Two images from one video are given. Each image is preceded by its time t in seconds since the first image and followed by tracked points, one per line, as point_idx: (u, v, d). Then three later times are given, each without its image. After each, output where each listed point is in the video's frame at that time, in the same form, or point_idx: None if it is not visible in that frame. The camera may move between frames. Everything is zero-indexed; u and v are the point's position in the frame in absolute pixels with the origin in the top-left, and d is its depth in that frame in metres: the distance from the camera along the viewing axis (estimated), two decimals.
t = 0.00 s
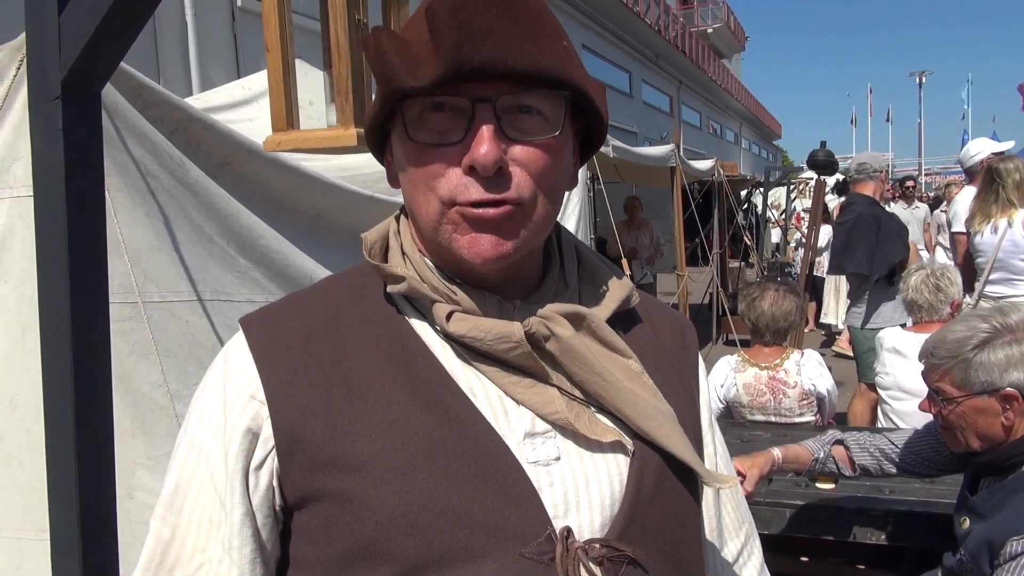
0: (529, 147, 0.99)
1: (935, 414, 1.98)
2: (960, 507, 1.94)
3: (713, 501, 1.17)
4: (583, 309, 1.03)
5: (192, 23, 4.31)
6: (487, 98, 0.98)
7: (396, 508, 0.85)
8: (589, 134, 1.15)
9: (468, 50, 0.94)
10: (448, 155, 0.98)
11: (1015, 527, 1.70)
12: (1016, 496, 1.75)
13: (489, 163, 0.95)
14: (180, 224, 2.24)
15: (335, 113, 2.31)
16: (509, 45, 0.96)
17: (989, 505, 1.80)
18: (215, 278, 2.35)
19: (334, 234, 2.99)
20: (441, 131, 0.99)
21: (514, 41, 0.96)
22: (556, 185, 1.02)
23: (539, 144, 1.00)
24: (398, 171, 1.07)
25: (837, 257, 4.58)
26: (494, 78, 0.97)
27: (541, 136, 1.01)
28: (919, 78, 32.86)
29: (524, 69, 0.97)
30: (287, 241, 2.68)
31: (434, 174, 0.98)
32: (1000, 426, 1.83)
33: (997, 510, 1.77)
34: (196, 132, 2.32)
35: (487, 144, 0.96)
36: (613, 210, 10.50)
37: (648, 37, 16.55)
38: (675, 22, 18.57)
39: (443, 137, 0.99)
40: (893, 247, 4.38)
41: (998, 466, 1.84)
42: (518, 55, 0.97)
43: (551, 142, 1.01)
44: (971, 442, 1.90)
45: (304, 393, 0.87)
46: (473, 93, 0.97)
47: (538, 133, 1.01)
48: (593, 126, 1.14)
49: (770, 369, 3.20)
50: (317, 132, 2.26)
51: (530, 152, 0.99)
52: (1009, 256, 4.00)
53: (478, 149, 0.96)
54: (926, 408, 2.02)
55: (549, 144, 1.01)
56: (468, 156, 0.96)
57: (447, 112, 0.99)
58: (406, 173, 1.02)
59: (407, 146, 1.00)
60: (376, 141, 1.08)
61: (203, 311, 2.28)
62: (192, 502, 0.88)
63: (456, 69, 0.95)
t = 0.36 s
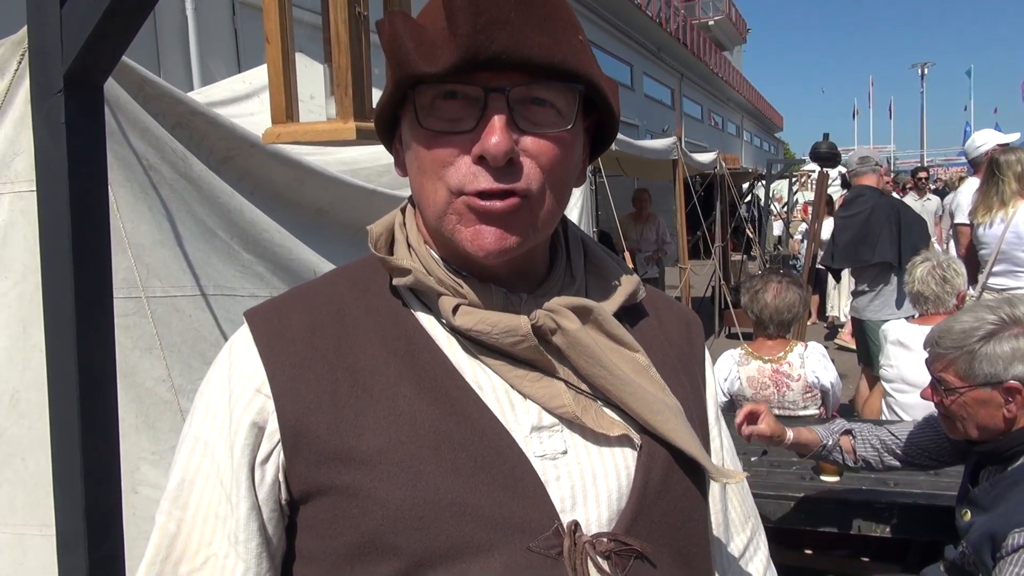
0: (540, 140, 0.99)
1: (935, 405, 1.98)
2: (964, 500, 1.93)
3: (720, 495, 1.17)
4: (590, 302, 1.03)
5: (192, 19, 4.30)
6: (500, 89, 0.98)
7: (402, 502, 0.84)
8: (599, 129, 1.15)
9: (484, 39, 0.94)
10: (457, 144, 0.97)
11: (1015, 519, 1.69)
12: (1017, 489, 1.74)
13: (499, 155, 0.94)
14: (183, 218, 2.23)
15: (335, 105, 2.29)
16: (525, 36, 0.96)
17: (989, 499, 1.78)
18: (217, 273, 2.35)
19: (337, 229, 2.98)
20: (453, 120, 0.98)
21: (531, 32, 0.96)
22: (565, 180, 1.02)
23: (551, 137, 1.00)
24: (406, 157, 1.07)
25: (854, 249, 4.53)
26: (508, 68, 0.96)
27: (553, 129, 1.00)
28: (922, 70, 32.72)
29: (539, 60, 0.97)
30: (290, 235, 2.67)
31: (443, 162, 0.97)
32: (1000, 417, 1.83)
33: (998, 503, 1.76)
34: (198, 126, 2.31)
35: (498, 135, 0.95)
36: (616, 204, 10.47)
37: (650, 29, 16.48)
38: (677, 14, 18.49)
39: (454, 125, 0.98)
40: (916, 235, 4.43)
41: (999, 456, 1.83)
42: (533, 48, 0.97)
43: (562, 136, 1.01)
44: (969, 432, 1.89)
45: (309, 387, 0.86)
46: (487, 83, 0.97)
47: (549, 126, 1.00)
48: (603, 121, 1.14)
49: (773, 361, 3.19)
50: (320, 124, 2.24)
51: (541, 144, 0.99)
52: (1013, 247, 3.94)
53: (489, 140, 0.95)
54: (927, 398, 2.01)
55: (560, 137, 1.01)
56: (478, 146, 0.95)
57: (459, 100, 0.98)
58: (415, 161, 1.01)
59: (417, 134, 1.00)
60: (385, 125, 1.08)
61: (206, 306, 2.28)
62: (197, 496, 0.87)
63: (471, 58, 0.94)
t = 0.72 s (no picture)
0: (544, 141, 0.99)
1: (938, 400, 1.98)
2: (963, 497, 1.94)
3: (721, 493, 1.17)
4: (592, 301, 1.04)
5: (191, 15, 4.29)
6: (504, 90, 0.98)
7: (405, 499, 0.85)
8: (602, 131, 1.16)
9: (490, 40, 0.94)
10: (461, 145, 0.97)
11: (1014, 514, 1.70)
12: (1017, 484, 1.74)
13: (503, 156, 0.94)
14: (182, 215, 2.23)
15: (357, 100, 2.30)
16: (530, 38, 0.96)
17: (990, 495, 1.79)
18: (217, 270, 2.35)
19: (337, 226, 2.97)
20: (457, 120, 0.98)
21: (536, 35, 0.96)
22: (568, 182, 1.02)
23: (554, 139, 1.00)
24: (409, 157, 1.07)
25: (857, 245, 4.54)
26: (513, 70, 0.97)
27: (556, 131, 1.00)
28: (920, 66, 32.67)
29: (544, 63, 0.97)
30: (289, 232, 2.67)
31: (447, 163, 0.97)
32: (1001, 413, 1.82)
33: (998, 499, 1.77)
34: (197, 123, 2.31)
35: (502, 137, 0.95)
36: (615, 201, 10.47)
37: (649, 25, 16.46)
38: (676, 10, 18.46)
39: (458, 126, 0.98)
40: (921, 232, 4.41)
41: (999, 452, 1.84)
42: (539, 49, 0.97)
43: (566, 138, 1.01)
44: (970, 427, 1.90)
45: (312, 385, 0.86)
46: (493, 84, 0.97)
47: (553, 128, 1.00)
48: (606, 123, 1.15)
49: (773, 356, 3.18)
50: (340, 119, 2.25)
51: (545, 147, 0.99)
52: (1012, 243, 3.96)
53: (493, 141, 0.95)
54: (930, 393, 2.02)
55: (564, 139, 1.01)
56: (482, 146, 0.95)
57: (463, 101, 0.99)
58: (418, 161, 1.01)
59: (421, 133, 1.00)
60: (389, 124, 1.08)
61: (205, 303, 2.28)
62: (198, 494, 0.87)
63: (477, 59, 0.94)
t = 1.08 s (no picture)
0: (544, 128, 0.97)
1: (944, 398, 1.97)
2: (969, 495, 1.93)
3: (722, 493, 1.16)
4: (593, 295, 1.02)
5: (187, 13, 4.26)
6: (504, 76, 0.97)
7: (407, 499, 0.83)
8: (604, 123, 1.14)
9: (489, 24, 0.93)
10: (459, 131, 0.96)
11: None
12: None
13: (502, 141, 0.93)
14: (180, 212, 2.21)
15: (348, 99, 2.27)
16: (530, 23, 0.95)
17: (999, 494, 1.77)
18: (216, 268, 2.33)
19: (336, 224, 2.96)
20: (456, 106, 0.97)
21: (535, 19, 0.95)
22: (570, 171, 1.01)
23: (555, 126, 0.98)
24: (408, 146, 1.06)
25: (848, 245, 4.56)
26: (513, 55, 0.95)
27: (557, 118, 0.99)
28: (917, 64, 32.65)
29: (544, 49, 0.96)
30: (288, 230, 2.66)
31: (445, 150, 0.96)
32: (1011, 413, 1.82)
33: (1007, 499, 1.76)
34: (195, 120, 2.29)
35: (501, 122, 0.94)
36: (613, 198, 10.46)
37: (646, 22, 16.43)
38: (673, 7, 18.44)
39: (456, 112, 0.97)
40: (911, 225, 4.41)
41: (1006, 453, 1.83)
42: (539, 35, 0.96)
43: (567, 125, 1.00)
44: (979, 426, 1.88)
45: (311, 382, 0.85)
46: (492, 69, 0.96)
47: (554, 115, 0.99)
48: (608, 114, 1.13)
49: (773, 353, 3.15)
50: (332, 117, 2.21)
51: (545, 133, 0.97)
52: (1010, 240, 3.96)
53: (491, 126, 0.94)
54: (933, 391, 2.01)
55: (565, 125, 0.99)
56: (480, 131, 0.94)
57: (462, 88, 0.97)
58: (417, 149, 1.00)
59: (419, 121, 0.99)
60: (388, 114, 1.07)
61: (204, 301, 2.26)
62: (197, 495, 0.86)
63: (476, 43, 0.93)
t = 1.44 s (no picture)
0: (539, 130, 0.96)
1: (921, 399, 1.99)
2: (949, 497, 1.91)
3: (723, 496, 1.15)
4: (591, 296, 1.01)
5: (185, 10, 4.24)
6: (497, 77, 0.95)
7: (403, 505, 0.82)
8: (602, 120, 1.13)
9: (479, 26, 0.92)
10: (451, 134, 0.94)
11: (1001, 512, 1.69)
12: (1003, 482, 1.71)
13: (496, 145, 0.92)
14: (176, 212, 2.19)
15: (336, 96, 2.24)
16: (522, 23, 0.94)
17: (977, 493, 1.76)
18: (212, 267, 2.32)
19: (334, 222, 2.94)
20: (448, 109, 0.96)
21: (527, 18, 0.94)
22: (566, 172, 0.99)
23: (550, 127, 0.97)
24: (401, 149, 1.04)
25: (841, 243, 4.54)
26: (505, 56, 0.94)
27: (552, 119, 0.98)
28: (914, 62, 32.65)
29: (537, 48, 0.95)
30: (285, 229, 2.64)
31: (437, 153, 0.95)
32: (984, 412, 1.83)
33: (986, 497, 1.74)
34: (191, 119, 2.28)
35: (494, 125, 0.92)
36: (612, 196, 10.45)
37: (644, 20, 16.43)
38: (671, 5, 18.42)
39: (448, 115, 0.96)
40: (903, 228, 4.37)
41: (984, 450, 1.81)
42: (532, 35, 0.94)
43: (562, 127, 0.98)
44: (953, 425, 1.89)
45: (304, 387, 0.84)
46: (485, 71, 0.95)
47: (548, 116, 0.98)
48: (605, 111, 1.12)
49: (769, 351, 3.13)
50: (318, 116, 2.19)
51: (540, 135, 0.96)
52: (1008, 237, 3.95)
53: (484, 130, 0.92)
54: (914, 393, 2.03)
55: (560, 126, 0.98)
56: (473, 136, 0.93)
57: (454, 90, 0.96)
58: (409, 153, 0.99)
59: (412, 124, 0.98)
60: (380, 115, 1.06)
61: (200, 300, 2.24)
62: (190, 501, 0.85)
63: (467, 44, 0.92)
